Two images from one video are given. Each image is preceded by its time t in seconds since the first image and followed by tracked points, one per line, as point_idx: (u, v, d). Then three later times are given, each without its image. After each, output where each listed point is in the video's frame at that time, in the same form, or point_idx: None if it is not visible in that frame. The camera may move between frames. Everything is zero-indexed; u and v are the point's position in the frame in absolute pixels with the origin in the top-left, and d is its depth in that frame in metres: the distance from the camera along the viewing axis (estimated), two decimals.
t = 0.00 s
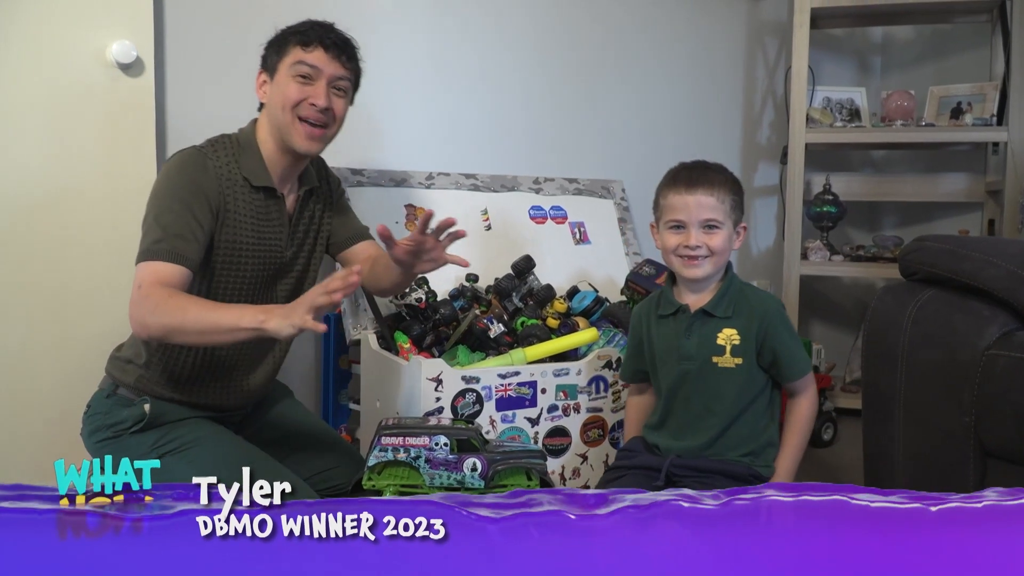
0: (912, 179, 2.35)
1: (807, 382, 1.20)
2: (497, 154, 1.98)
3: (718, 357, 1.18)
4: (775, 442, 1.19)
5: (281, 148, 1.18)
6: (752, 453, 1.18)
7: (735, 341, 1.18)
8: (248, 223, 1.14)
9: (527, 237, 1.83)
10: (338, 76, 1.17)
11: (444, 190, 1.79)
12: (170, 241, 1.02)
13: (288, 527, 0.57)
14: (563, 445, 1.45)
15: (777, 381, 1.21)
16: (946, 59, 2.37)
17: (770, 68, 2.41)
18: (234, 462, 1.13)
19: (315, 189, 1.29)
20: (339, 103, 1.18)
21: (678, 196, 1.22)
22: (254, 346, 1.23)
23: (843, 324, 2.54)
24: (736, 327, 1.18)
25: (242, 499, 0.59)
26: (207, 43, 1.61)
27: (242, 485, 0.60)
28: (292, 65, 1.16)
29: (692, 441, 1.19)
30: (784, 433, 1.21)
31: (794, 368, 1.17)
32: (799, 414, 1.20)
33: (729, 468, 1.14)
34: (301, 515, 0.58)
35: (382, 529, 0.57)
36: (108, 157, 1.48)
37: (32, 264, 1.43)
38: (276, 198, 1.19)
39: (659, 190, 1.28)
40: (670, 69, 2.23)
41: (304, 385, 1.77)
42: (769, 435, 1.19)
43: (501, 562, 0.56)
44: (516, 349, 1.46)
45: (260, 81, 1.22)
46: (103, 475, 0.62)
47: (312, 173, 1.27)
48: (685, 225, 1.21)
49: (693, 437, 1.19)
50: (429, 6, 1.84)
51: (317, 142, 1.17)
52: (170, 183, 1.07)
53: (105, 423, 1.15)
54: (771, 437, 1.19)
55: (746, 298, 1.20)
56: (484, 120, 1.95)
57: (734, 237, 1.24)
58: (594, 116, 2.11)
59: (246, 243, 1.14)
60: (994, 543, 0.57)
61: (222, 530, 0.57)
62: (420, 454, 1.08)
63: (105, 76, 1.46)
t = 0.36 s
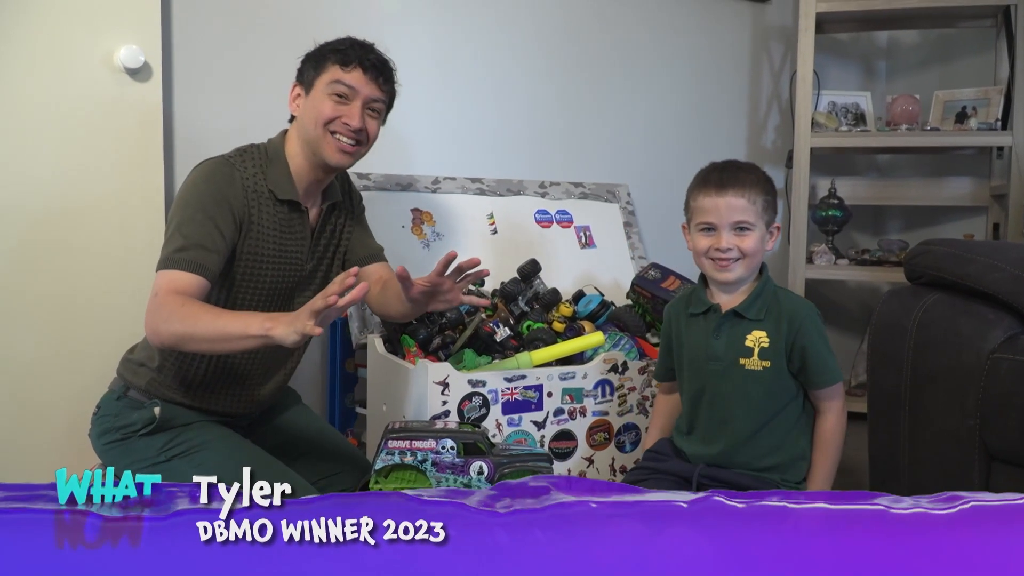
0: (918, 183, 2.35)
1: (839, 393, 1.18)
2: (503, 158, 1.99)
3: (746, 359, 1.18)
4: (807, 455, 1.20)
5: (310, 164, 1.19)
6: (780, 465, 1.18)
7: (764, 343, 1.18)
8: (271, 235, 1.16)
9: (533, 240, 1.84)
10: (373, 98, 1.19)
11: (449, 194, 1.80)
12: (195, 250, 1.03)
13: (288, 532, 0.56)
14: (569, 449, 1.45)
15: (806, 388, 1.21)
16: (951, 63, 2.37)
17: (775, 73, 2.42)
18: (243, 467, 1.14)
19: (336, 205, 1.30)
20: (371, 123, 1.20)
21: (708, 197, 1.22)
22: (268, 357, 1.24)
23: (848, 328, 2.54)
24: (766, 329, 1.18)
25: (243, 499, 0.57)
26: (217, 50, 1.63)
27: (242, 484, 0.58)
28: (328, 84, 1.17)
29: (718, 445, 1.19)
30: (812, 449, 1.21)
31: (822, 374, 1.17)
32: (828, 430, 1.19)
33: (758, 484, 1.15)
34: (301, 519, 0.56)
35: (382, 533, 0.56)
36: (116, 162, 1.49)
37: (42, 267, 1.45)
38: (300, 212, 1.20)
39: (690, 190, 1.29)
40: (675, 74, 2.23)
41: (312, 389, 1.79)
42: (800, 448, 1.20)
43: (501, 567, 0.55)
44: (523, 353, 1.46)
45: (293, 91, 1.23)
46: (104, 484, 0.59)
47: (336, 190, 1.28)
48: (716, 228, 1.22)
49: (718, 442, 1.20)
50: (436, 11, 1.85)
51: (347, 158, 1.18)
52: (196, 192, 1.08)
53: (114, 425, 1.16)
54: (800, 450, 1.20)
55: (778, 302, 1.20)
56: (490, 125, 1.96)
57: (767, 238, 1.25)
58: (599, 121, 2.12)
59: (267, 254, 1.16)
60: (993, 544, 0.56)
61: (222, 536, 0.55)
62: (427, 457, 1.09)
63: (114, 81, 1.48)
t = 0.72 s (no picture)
0: (919, 186, 2.35)
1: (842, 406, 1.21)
2: (504, 161, 1.99)
3: (746, 364, 1.19)
4: (800, 458, 1.20)
5: (316, 169, 1.20)
6: (775, 467, 1.18)
7: (764, 350, 1.19)
8: (274, 239, 1.16)
9: (534, 243, 1.84)
10: (382, 106, 1.19)
11: (450, 198, 1.80)
12: (196, 253, 1.04)
13: (288, 532, 0.54)
14: (570, 452, 1.45)
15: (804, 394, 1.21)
16: (952, 67, 2.38)
17: (776, 76, 2.42)
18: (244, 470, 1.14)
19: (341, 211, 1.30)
20: (379, 131, 1.21)
21: (718, 204, 1.23)
22: (272, 362, 1.24)
23: (849, 331, 2.55)
24: (766, 336, 1.19)
25: (243, 498, 0.56)
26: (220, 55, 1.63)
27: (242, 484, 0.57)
28: (338, 90, 1.17)
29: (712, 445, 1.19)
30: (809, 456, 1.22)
31: (824, 383, 1.17)
32: (829, 436, 1.21)
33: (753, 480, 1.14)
34: (301, 520, 0.55)
35: (382, 536, 0.54)
36: (118, 165, 1.50)
37: (45, 270, 1.45)
38: (304, 217, 1.20)
39: (701, 196, 1.29)
40: (676, 77, 2.24)
41: (314, 393, 1.79)
42: (795, 450, 1.20)
43: (503, 569, 0.54)
44: (524, 356, 1.46)
45: (302, 96, 1.24)
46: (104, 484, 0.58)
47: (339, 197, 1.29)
48: (724, 234, 1.22)
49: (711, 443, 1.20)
50: (438, 15, 1.86)
51: (355, 166, 1.19)
52: (201, 194, 1.09)
53: (117, 428, 1.16)
54: (794, 454, 1.19)
55: (779, 311, 1.20)
56: (491, 129, 1.96)
57: (775, 247, 1.25)
58: (600, 124, 2.12)
59: (270, 258, 1.16)
60: (992, 544, 0.55)
61: (222, 535, 0.54)
62: (429, 460, 1.09)
63: (116, 86, 1.48)
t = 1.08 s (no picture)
0: (915, 188, 2.36)
1: (804, 397, 1.20)
2: (501, 163, 1.99)
3: (719, 365, 1.19)
4: (772, 452, 1.20)
5: (314, 173, 1.20)
6: (749, 459, 1.19)
7: (737, 350, 1.19)
8: (271, 240, 1.16)
9: (532, 245, 1.84)
10: (381, 112, 1.19)
11: (448, 200, 1.80)
12: (190, 254, 1.04)
13: (288, 527, 0.52)
14: (567, 453, 1.45)
15: (775, 393, 1.22)
16: (948, 69, 2.38)
17: (773, 78, 2.43)
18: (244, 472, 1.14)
19: (339, 215, 1.30)
20: (378, 137, 1.20)
21: (691, 210, 1.23)
22: (269, 365, 1.24)
23: (846, 332, 2.55)
24: (738, 337, 1.19)
25: (243, 498, 0.53)
26: (217, 57, 1.63)
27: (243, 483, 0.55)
28: (338, 95, 1.17)
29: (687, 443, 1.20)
30: (778, 447, 1.23)
31: (789, 381, 1.18)
32: (796, 426, 1.21)
33: (723, 471, 1.15)
34: (301, 514, 0.53)
35: (382, 528, 0.53)
36: (116, 167, 1.49)
37: (42, 272, 1.45)
38: (302, 220, 1.20)
39: (675, 201, 1.29)
40: (673, 79, 2.24)
41: (312, 395, 1.79)
42: (766, 445, 1.20)
43: (501, 572, 0.52)
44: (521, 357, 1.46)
45: (302, 100, 1.23)
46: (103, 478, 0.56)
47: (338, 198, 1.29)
48: (698, 238, 1.22)
49: (689, 441, 1.21)
50: (435, 18, 1.86)
51: (353, 172, 1.19)
52: (195, 195, 1.09)
53: (114, 430, 1.16)
54: (766, 447, 1.20)
55: (750, 311, 1.20)
56: (488, 130, 1.96)
57: (746, 252, 1.25)
58: (597, 126, 2.13)
59: (266, 260, 1.16)
60: (991, 544, 0.54)
61: (222, 532, 0.52)
62: (426, 461, 1.09)
63: (113, 88, 1.48)
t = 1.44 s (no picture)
0: (911, 187, 2.36)
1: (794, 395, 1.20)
2: (498, 163, 1.99)
3: (712, 364, 1.19)
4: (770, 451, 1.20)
5: (310, 173, 1.19)
6: (747, 460, 1.19)
7: (729, 349, 1.19)
8: (266, 239, 1.16)
9: (529, 244, 1.84)
10: (378, 112, 1.19)
11: (445, 199, 1.80)
12: (183, 253, 1.03)
13: (288, 528, 0.52)
14: (564, 452, 1.45)
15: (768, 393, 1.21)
16: (943, 68, 2.39)
17: (769, 78, 2.43)
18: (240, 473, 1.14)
19: (335, 215, 1.30)
20: (374, 137, 1.20)
21: (678, 209, 1.22)
22: (265, 365, 1.23)
23: (843, 331, 2.55)
24: (730, 335, 1.19)
25: (243, 502, 0.53)
26: (212, 56, 1.63)
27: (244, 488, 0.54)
28: (334, 95, 1.17)
29: (685, 445, 1.20)
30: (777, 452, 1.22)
31: (778, 380, 1.18)
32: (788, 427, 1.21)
33: (725, 472, 1.14)
34: (301, 514, 0.53)
35: (382, 528, 0.53)
36: (113, 166, 1.49)
37: (38, 272, 1.44)
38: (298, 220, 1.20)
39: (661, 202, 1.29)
40: (670, 78, 2.24)
41: (308, 395, 1.79)
42: (764, 445, 1.20)
43: (501, 572, 0.52)
44: (518, 357, 1.46)
45: (300, 101, 1.23)
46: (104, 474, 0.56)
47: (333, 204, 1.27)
48: (685, 237, 1.22)
49: (687, 442, 1.21)
50: (432, 17, 1.86)
51: (350, 173, 1.18)
52: (190, 194, 1.09)
53: (110, 430, 1.16)
54: (765, 447, 1.20)
55: (742, 309, 1.20)
56: (485, 129, 1.96)
57: (734, 250, 1.25)
58: (594, 126, 2.13)
59: (262, 259, 1.16)
60: (992, 545, 0.54)
61: (222, 531, 0.52)
62: (422, 461, 1.08)
63: (108, 87, 1.48)
